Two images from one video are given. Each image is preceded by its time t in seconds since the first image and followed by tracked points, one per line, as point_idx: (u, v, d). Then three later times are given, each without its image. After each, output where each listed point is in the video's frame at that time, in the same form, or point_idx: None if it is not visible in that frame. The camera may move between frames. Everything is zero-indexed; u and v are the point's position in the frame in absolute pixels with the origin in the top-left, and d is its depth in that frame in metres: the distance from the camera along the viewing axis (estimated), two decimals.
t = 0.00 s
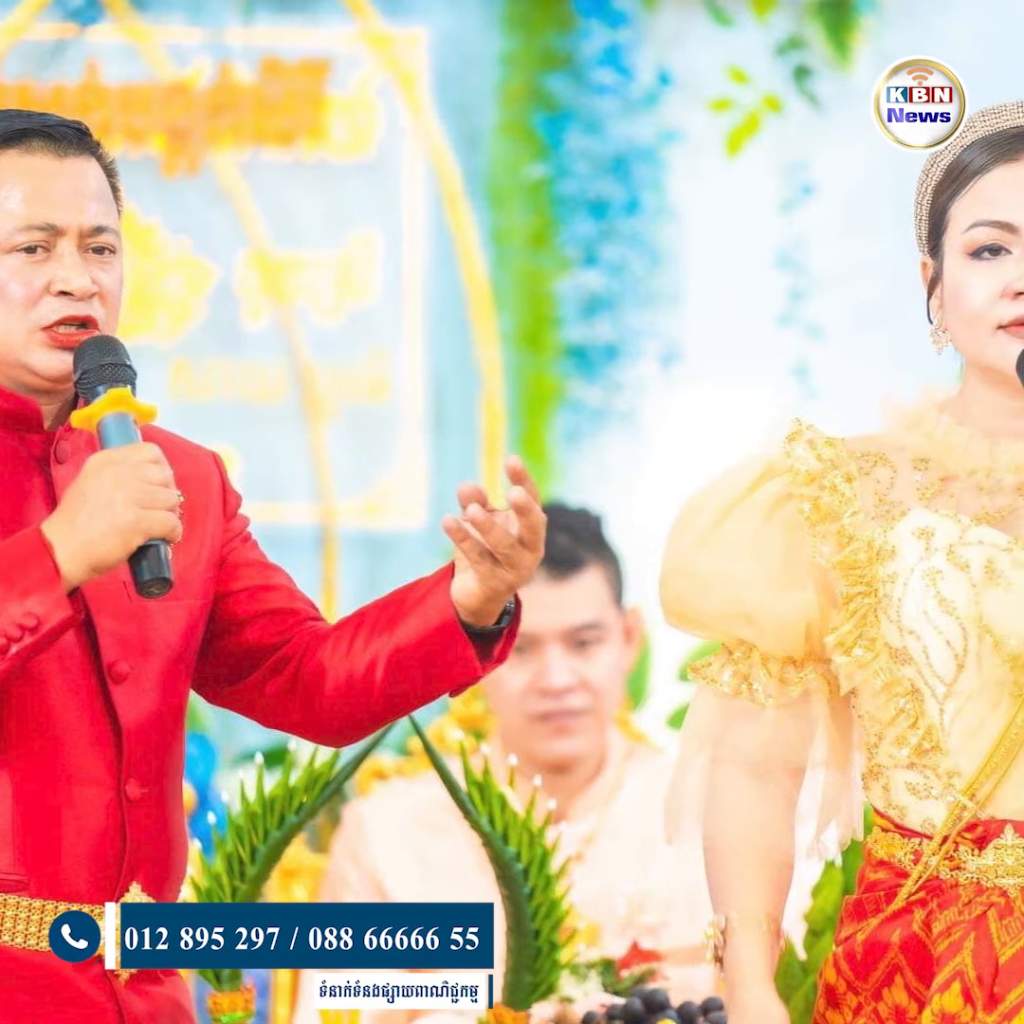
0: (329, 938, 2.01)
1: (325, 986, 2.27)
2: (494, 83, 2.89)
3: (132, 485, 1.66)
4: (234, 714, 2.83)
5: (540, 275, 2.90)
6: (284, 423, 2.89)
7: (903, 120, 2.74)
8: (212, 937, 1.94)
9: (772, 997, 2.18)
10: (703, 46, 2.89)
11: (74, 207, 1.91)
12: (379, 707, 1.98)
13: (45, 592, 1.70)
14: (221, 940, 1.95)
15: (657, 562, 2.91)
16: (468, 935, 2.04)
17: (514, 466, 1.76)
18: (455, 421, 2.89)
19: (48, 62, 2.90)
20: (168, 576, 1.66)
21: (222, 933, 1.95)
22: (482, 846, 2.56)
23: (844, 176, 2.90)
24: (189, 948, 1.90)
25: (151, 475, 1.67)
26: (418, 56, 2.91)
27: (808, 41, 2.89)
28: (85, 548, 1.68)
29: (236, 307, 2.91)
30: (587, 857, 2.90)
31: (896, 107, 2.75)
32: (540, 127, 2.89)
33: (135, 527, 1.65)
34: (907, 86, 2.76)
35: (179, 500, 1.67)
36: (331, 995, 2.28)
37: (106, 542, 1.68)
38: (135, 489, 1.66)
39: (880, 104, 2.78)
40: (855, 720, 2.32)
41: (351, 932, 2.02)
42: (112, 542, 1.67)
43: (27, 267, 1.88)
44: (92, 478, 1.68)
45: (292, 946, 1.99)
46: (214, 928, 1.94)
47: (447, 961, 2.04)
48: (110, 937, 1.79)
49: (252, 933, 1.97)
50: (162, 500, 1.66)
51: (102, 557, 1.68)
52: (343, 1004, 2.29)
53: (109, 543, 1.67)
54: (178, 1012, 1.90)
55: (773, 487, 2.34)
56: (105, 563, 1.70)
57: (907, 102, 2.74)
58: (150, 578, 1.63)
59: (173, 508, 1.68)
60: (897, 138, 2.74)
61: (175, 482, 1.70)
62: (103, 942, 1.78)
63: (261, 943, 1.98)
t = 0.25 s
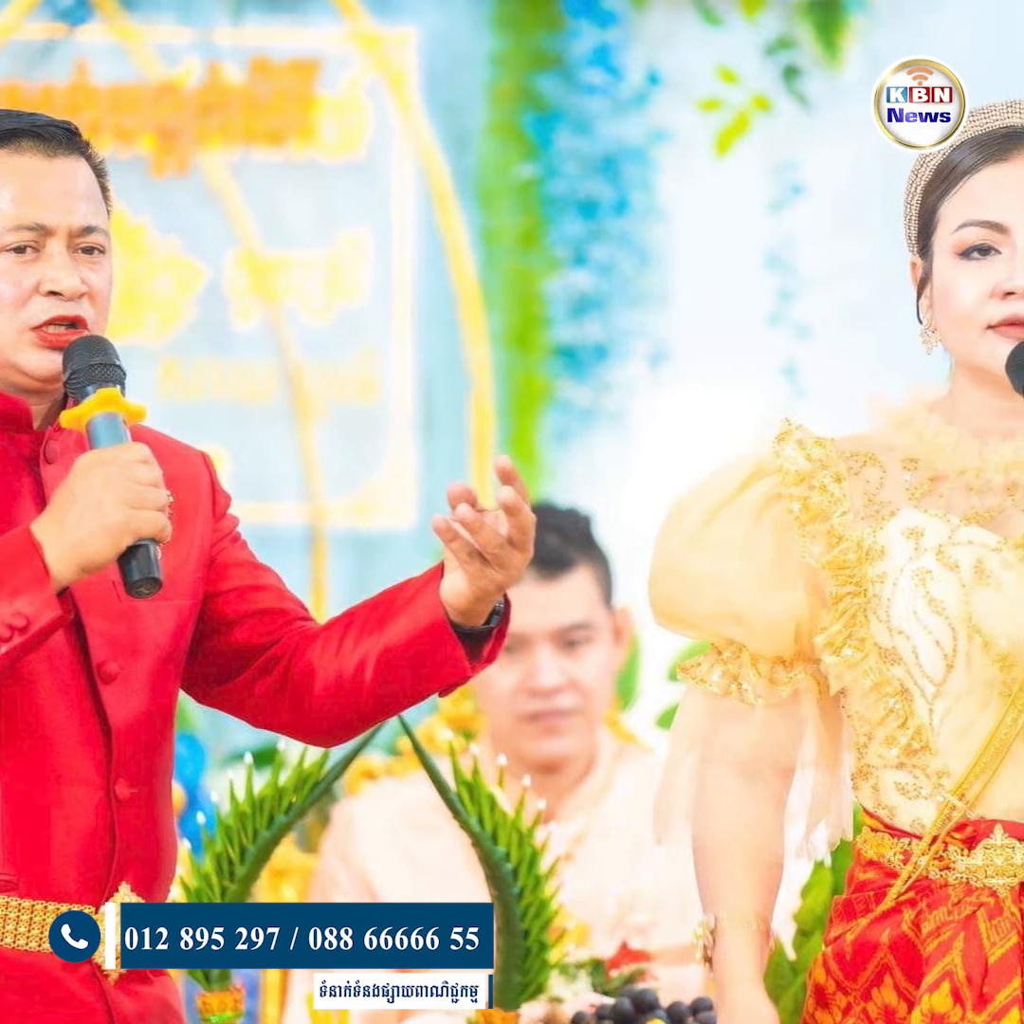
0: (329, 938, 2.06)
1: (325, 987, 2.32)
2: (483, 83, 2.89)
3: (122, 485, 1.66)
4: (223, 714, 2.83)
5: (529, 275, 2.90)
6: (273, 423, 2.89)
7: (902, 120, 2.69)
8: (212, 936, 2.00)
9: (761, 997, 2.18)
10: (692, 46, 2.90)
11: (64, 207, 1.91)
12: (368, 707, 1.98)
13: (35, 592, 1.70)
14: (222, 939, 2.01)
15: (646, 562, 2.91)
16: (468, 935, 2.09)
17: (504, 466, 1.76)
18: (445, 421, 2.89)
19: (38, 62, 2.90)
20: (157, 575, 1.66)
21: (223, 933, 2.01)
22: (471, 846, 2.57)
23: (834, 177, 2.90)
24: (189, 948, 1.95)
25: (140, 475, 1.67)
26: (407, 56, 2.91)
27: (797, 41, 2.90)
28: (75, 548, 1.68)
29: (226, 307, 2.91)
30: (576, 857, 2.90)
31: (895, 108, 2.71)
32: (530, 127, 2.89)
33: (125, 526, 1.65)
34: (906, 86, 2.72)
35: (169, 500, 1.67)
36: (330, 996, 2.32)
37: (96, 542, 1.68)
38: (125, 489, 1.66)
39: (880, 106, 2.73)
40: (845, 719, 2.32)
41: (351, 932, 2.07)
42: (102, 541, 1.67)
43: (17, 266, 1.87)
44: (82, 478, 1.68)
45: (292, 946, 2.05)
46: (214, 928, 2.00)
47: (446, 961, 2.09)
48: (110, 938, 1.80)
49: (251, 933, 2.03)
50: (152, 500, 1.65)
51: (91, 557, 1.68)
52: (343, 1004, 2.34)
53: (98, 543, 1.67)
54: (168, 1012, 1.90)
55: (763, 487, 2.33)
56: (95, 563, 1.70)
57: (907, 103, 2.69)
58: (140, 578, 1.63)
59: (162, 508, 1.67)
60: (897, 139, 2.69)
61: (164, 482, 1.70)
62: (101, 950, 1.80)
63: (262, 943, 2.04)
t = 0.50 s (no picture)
0: (328, 938, 2.15)
1: (325, 983, 2.49)
2: (472, 82, 2.89)
3: (111, 485, 1.65)
4: (212, 714, 2.83)
5: (518, 275, 2.90)
6: (262, 423, 2.89)
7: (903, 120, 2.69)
8: (212, 936, 2.09)
9: (750, 997, 2.18)
10: (682, 45, 2.89)
11: (53, 207, 1.91)
12: (357, 707, 1.98)
13: (24, 592, 1.70)
14: (222, 939, 2.10)
15: (636, 561, 2.91)
16: (467, 935, 2.18)
17: (493, 466, 1.75)
18: (434, 421, 2.89)
19: (27, 62, 2.90)
20: (146, 576, 1.66)
21: (223, 932, 2.09)
22: (461, 846, 2.58)
23: (823, 177, 2.90)
24: (189, 947, 2.05)
25: (130, 475, 1.67)
26: (396, 55, 2.91)
27: (787, 41, 2.89)
28: (65, 548, 1.68)
29: (215, 308, 2.91)
30: (566, 857, 2.90)
31: (896, 108, 2.72)
32: (519, 127, 2.89)
33: (114, 526, 1.64)
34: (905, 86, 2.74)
35: (158, 500, 1.66)
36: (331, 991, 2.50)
37: (85, 541, 1.67)
38: (114, 489, 1.66)
39: (880, 104, 2.74)
40: (833, 720, 2.33)
41: (351, 933, 2.15)
42: (91, 541, 1.66)
43: (6, 267, 1.87)
44: (71, 477, 1.68)
45: (292, 946, 2.13)
46: (214, 928, 2.09)
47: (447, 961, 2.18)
48: (110, 937, 1.80)
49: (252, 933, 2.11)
50: (141, 500, 1.65)
51: (81, 557, 1.68)
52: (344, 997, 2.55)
53: (88, 543, 1.67)
54: (157, 1013, 1.90)
55: (752, 487, 2.33)
56: (84, 563, 1.70)
57: (907, 103, 2.70)
58: (129, 578, 1.63)
59: (152, 509, 1.67)
60: (897, 139, 2.67)
61: (154, 482, 1.70)
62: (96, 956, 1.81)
63: (262, 942, 2.12)
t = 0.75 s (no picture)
0: (328, 938, 2.18)
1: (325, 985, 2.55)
2: (461, 82, 2.89)
3: (100, 485, 1.65)
4: (202, 714, 2.83)
5: (508, 274, 2.90)
6: (251, 423, 2.89)
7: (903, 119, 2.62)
8: (212, 936, 2.11)
9: (739, 997, 2.19)
10: (671, 46, 2.90)
11: (42, 207, 1.91)
12: (347, 707, 1.97)
13: (13, 592, 1.71)
14: (222, 940, 2.12)
15: (625, 561, 2.91)
16: (467, 935, 2.28)
17: (483, 466, 1.74)
18: (424, 421, 2.89)
19: (17, 62, 2.90)
20: (136, 576, 1.65)
21: (223, 933, 2.12)
22: (450, 846, 2.59)
23: (813, 177, 2.90)
24: (188, 948, 2.09)
25: (119, 475, 1.66)
26: (386, 56, 2.91)
27: (776, 41, 2.89)
28: (54, 548, 1.68)
29: (204, 308, 2.91)
30: (556, 856, 2.90)
31: (896, 108, 2.65)
32: (508, 127, 2.89)
33: (104, 527, 1.64)
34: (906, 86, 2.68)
35: (148, 500, 1.66)
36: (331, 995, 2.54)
37: (75, 541, 1.67)
38: (103, 489, 1.65)
39: (880, 105, 2.68)
40: (822, 719, 2.34)
41: (351, 933, 2.19)
42: (81, 541, 1.66)
43: None
44: (61, 477, 1.68)
45: (292, 946, 2.16)
46: (214, 928, 2.12)
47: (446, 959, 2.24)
48: (110, 937, 1.82)
49: (251, 934, 2.13)
50: (131, 500, 1.65)
51: (71, 557, 1.68)
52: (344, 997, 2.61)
53: (78, 542, 1.66)
54: (147, 1013, 1.90)
55: (742, 487, 2.33)
56: (73, 563, 1.69)
57: (907, 103, 2.65)
58: (119, 578, 1.62)
59: (142, 509, 1.67)
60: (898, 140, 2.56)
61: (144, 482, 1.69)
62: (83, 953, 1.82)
63: (262, 942, 2.14)
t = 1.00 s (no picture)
0: (329, 938, 2.28)
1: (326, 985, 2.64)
2: (451, 82, 2.89)
3: (90, 484, 1.64)
4: (191, 714, 2.81)
5: (497, 274, 2.90)
6: (240, 423, 2.89)
7: (903, 119, 2.56)
8: (213, 936, 2.26)
9: (729, 998, 2.18)
10: (661, 46, 2.90)
11: (31, 207, 1.92)
12: (336, 707, 1.97)
13: (2, 592, 1.71)
14: (223, 939, 2.27)
15: (615, 561, 2.92)
16: (465, 935, 2.46)
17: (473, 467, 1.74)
18: (413, 421, 2.89)
19: (6, 62, 2.91)
20: (126, 576, 1.64)
21: (223, 933, 2.27)
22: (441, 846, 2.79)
23: (802, 177, 2.90)
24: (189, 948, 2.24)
25: (109, 475, 1.66)
26: (376, 56, 2.91)
27: (765, 41, 2.90)
28: (44, 548, 1.67)
29: (193, 308, 2.91)
30: (545, 857, 2.89)
31: (895, 108, 2.58)
32: (498, 127, 2.89)
33: (93, 526, 1.64)
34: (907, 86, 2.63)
35: (138, 500, 1.66)
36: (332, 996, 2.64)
37: (65, 541, 1.66)
38: (93, 489, 1.65)
39: (879, 105, 2.61)
40: (812, 719, 2.34)
41: (351, 933, 2.28)
42: (71, 541, 1.66)
43: None
44: (50, 477, 1.67)
45: (293, 946, 2.28)
46: (214, 929, 2.26)
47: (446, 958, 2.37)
48: (110, 939, 1.82)
49: (251, 935, 2.26)
50: (121, 500, 1.64)
51: (60, 557, 1.68)
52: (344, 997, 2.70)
53: (67, 542, 1.66)
54: (136, 1013, 1.90)
55: (731, 486, 2.34)
56: (63, 564, 1.70)
57: (906, 103, 2.58)
58: (107, 578, 1.62)
59: (132, 509, 1.66)
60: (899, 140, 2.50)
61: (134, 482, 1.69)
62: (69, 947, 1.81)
63: (262, 942, 2.27)
